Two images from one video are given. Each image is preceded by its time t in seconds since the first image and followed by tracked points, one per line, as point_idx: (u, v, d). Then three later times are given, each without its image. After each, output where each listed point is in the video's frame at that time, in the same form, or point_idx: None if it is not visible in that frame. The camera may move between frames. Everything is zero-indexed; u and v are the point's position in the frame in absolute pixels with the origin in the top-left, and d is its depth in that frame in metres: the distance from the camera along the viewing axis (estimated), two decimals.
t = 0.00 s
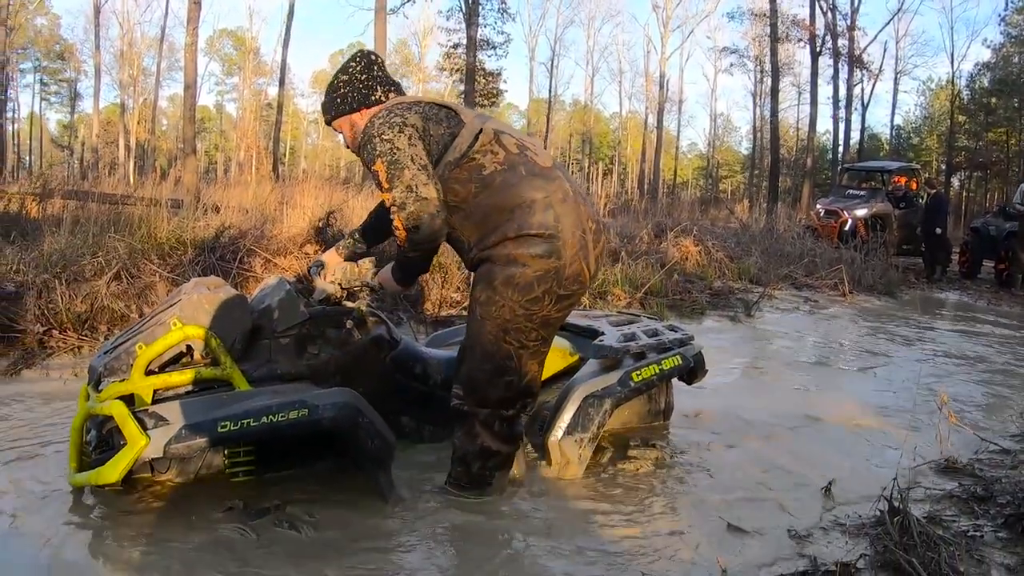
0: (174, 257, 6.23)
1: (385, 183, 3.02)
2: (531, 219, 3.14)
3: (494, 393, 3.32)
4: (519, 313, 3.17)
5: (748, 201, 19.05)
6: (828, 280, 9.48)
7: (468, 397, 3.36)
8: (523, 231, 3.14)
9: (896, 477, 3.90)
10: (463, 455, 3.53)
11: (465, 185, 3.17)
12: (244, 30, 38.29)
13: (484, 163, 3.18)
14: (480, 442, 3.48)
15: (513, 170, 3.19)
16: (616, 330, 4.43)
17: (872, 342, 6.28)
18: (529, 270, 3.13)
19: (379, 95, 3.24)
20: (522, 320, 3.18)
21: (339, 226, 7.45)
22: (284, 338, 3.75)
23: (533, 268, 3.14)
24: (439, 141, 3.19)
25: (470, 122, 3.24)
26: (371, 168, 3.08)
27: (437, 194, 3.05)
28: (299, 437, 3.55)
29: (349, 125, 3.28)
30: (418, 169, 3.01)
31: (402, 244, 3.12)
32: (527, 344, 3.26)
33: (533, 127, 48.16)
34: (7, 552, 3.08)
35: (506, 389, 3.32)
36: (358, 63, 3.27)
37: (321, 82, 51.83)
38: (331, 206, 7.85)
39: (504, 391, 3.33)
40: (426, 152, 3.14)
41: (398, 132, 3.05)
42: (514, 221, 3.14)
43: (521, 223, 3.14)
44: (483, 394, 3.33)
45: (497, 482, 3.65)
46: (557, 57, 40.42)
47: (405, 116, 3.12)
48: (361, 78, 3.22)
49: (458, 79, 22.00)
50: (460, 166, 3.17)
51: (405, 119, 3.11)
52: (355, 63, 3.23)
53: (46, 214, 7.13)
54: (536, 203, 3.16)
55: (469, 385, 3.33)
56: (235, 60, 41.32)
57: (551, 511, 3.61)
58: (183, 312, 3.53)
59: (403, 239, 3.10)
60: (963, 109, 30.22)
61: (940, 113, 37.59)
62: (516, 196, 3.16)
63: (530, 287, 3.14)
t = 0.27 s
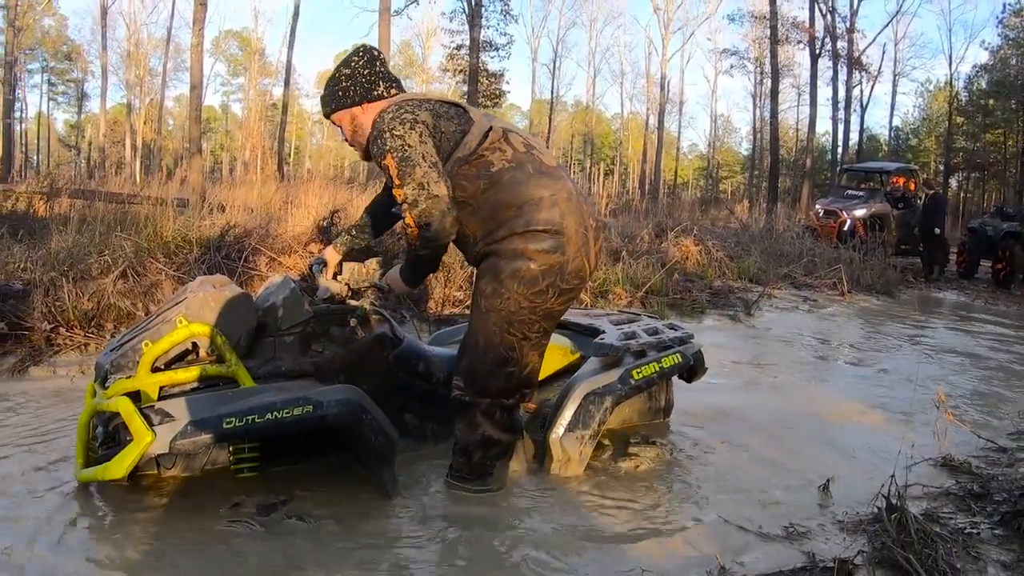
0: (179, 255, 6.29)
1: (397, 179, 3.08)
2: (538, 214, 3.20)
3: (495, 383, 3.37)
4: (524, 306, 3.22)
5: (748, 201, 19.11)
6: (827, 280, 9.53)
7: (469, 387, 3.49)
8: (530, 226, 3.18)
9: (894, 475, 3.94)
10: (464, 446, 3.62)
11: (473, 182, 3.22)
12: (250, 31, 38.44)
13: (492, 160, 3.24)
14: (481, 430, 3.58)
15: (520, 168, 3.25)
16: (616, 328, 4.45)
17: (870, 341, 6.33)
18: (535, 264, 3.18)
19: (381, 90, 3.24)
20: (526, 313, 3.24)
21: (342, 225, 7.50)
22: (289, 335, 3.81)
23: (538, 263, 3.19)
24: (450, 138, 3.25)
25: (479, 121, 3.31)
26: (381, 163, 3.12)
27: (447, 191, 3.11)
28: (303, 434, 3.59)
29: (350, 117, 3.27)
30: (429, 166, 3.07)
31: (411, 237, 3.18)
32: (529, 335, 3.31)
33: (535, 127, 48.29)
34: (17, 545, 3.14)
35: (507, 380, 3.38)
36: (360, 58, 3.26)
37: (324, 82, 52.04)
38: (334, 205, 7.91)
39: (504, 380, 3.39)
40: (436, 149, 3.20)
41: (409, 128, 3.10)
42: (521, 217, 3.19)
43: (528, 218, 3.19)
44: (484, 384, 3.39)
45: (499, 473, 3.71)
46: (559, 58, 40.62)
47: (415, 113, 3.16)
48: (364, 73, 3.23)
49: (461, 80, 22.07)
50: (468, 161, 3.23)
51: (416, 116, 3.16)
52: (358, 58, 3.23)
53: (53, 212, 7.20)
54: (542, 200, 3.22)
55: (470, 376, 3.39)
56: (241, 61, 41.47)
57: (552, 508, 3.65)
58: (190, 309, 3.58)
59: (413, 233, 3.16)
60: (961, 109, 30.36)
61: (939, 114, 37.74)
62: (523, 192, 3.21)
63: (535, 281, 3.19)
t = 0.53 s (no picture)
0: (185, 255, 6.35)
1: (407, 177, 3.05)
2: (543, 213, 3.24)
3: (498, 377, 3.43)
4: (528, 302, 3.26)
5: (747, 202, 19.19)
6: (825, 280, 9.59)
7: (471, 381, 3.61)
8: (536, 224, 3.23)
9: (891, 473, 3.98)
10: (469, 439, 3.69)
11: (479, 181, 3.27)
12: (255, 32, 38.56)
13: (499, 159, 3.28)
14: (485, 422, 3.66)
15: (526, 167, 3.30)
16: (616, 327, 4.49)
17: (868, 340, 6.38)
18: (539, 261, 3.23)
19: (376, 95, 3.25)
20: (530, 309, 3.28)
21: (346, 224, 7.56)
22: (292, 333, 3.85)
23: (542, 261, 3.24)
24: (456, 137, 3.26)
25: (486, 122, 3.36)
26: (389, 162, 3.10)
27: (457, 190, 3.11)
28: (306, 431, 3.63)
29: (347, 122, 3.31)
30: (439, 165, 3.06)
31: (422, 235, 3.16)
32: (532, 330, 3.35)
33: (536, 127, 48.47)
34: (26, 540, 3.19)
35: (510, 374, 3.44)
36: (356, 61, 3.27)
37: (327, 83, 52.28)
38: (337, 205, 7.97)
39: (507, 374, 3.45)
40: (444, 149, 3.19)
41: (417, 128, 3.09)
42: (526, 215, 3.24)
43: (533, 216, 3.24)
44: (488, 377, 3.46)
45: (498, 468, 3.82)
46: (560, 59, 40.85)
47: (422, 113, 3.16)
48: (359, 76, 3.23)
49: (463, 81, 22.15)
50: (475, 160, 3.27)
51: (423, 115, 3.16)
52: (354, 62, 3.24)
53: (60, 212, 7.27)
54: (547, 199, 3.27)
55: (474, 371, 3.47)
56: (245, 62, 41.58)
57: (552, 504, 3.70)
58: (195, 308, 3.62)
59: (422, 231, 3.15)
60: (959, 111, 30.55)
61: (936, 116, 37.93)
62: (529, 191, 3.26)
63: (539, 277, 3.24)
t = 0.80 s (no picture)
0: (189, 253, 6.41)
1: (408, 175, 3.10)
2: (542, 211, 3.30)
3: (496, 372, 3.48)
4: (526, 298, 3.30)
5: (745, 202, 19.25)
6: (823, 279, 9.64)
7: (471, 377, 3.60)
8: (535, 222, 3.28)
9: (887, 469, 4.03)
10: (468, 436, 3.71)
11: (481, 178, 3.31)
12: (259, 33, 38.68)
13: (499, 157, 3.33)
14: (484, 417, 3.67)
15: (526, 166, 3.35)
16: (616, 326, 4.55)
17: (866, 338, 6.43)
18: (537, 259, 3.27)
19: (379, 94, 3.30)
20: (528, 305, 3.32)
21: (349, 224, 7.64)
22: (296, 331, 3.89)
23: (541, 258, 3.28)
24: (457, 135, 3.30)
25: (486, 120, 3.39)
26: (391, 158, 3.15)
27: (456, 188, 3.16)
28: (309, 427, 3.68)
29: (352, 119, 3.36)
30: (439, 163, 3.11)
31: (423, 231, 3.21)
32: (530, 327, 3.39)
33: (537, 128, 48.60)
34: (35, 535, 3.24)
35: (508, 369, 3.48)
36: (360, 59, 3.32)
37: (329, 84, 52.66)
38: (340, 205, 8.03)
39: (504, 370, 3.49)
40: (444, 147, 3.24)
41: (419, 126, 3.13)
42: (525, 214, 3.29)
43: (533, 214, 3.29)
44: (486, 373, 3.50)
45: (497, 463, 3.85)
46: (561, 61, 41.04)
47: (425, 111, 3.20)
48: (364, 74, 3.28)
49: (465, 82, 22.22)
50: (475, 158, 3.31)
51: (425, 114, 3.20)
52: (357, 60, 3.28)
53: (65, 211, 7.33)
54: (546, 197, 3.32)
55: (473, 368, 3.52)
56: (250, 62, 41.68)
57: (553, 500, 3.75)
58: (199, 305, 3.66)
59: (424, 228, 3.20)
60: (955, 113, 30.76)
61: (932, 117, 38.12)
62: (529, 189, 3.31)
63: (537, 274, 3.29)
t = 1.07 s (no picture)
0: (194, 252, 6.47)
1: (405, 176, 3.14)
2: (539, 214, 3.35)
3: (489, 370, 3.52)
4: (520, 299, 3.35)
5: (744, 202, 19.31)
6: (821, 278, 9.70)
7: (462, 375, 3.70)
8: (531, 224, 3.33)
9: (884, 467, 4.07)
10: (461, 432, 3.80)
11: (478, 180, 3.36)
12: (263, 34, 38.77)
13: (497, 159, 3.38)
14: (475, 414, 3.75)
15: (524, 169, 3.40)
16: (616, 325, 4.59)
17: (863, 337, 6.48)
18: (532, 261, 3.33)
19: (379, 94, 3.34)
20: (521, 306, 3.37)
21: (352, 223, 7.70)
22: (299, 330, 3.94)
23: (536, 260, 3.34)
24: (456, 137, 3.35)
25: (485, 123, 3.44)
26: (388, 159, 3.19)
27: (453, 189, 3.19)
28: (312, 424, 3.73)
29: (352, 118, 3.41)
30: (436, 165, 3.14)
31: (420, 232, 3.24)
32: (524, 327, 3.44)
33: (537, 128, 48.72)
34: (43, 531, 3.29)
35: (501, 369, 3.52)
36: (360, 60, 3.37)
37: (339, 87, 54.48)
38: (342, 204, 8.09)
39: (497, 368, 3.53)
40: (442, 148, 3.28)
41: (417, 128, 3.18)
42: (522, 215, 3.34)
43: (529, 216, 3.34)
44: (478, 371, 3.54)
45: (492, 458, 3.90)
46: (562, 62, 41.23)
47: (423, 113, 3.25)
48: (365, 75, 3.33)
49: (466, 83, 22.30)
50: (473, 159, 3.36)
51: (424, 116, 3.25)
52: (358, 60, 3.33)
53: (71, 210, 7.39)
54: (543, 200, 3.37)
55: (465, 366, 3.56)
56: (254, 63, 41.79)
57: (555, 496, 3.80)
58: (204, 304, 3.71)
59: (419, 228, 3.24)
60: (952, 114, 30.94)
61: (929, 118, 38.27)
62: (526, 192, 3.36)
63: (532, 275, 3.34)
